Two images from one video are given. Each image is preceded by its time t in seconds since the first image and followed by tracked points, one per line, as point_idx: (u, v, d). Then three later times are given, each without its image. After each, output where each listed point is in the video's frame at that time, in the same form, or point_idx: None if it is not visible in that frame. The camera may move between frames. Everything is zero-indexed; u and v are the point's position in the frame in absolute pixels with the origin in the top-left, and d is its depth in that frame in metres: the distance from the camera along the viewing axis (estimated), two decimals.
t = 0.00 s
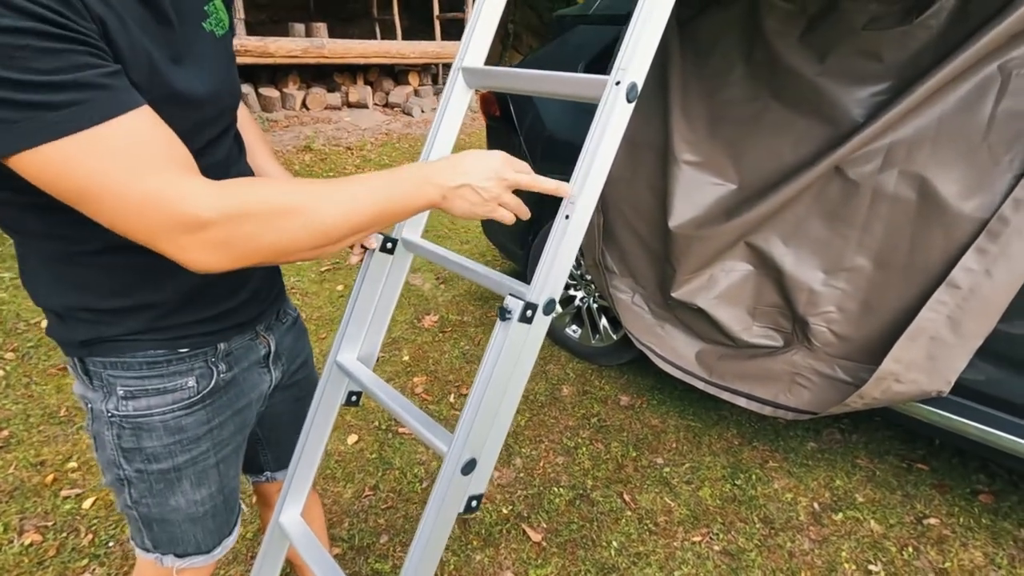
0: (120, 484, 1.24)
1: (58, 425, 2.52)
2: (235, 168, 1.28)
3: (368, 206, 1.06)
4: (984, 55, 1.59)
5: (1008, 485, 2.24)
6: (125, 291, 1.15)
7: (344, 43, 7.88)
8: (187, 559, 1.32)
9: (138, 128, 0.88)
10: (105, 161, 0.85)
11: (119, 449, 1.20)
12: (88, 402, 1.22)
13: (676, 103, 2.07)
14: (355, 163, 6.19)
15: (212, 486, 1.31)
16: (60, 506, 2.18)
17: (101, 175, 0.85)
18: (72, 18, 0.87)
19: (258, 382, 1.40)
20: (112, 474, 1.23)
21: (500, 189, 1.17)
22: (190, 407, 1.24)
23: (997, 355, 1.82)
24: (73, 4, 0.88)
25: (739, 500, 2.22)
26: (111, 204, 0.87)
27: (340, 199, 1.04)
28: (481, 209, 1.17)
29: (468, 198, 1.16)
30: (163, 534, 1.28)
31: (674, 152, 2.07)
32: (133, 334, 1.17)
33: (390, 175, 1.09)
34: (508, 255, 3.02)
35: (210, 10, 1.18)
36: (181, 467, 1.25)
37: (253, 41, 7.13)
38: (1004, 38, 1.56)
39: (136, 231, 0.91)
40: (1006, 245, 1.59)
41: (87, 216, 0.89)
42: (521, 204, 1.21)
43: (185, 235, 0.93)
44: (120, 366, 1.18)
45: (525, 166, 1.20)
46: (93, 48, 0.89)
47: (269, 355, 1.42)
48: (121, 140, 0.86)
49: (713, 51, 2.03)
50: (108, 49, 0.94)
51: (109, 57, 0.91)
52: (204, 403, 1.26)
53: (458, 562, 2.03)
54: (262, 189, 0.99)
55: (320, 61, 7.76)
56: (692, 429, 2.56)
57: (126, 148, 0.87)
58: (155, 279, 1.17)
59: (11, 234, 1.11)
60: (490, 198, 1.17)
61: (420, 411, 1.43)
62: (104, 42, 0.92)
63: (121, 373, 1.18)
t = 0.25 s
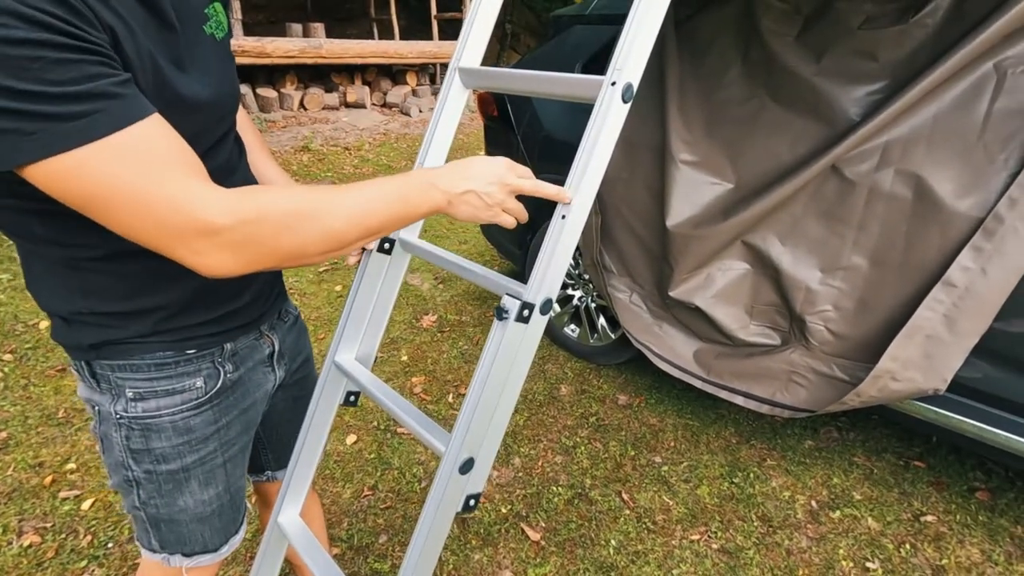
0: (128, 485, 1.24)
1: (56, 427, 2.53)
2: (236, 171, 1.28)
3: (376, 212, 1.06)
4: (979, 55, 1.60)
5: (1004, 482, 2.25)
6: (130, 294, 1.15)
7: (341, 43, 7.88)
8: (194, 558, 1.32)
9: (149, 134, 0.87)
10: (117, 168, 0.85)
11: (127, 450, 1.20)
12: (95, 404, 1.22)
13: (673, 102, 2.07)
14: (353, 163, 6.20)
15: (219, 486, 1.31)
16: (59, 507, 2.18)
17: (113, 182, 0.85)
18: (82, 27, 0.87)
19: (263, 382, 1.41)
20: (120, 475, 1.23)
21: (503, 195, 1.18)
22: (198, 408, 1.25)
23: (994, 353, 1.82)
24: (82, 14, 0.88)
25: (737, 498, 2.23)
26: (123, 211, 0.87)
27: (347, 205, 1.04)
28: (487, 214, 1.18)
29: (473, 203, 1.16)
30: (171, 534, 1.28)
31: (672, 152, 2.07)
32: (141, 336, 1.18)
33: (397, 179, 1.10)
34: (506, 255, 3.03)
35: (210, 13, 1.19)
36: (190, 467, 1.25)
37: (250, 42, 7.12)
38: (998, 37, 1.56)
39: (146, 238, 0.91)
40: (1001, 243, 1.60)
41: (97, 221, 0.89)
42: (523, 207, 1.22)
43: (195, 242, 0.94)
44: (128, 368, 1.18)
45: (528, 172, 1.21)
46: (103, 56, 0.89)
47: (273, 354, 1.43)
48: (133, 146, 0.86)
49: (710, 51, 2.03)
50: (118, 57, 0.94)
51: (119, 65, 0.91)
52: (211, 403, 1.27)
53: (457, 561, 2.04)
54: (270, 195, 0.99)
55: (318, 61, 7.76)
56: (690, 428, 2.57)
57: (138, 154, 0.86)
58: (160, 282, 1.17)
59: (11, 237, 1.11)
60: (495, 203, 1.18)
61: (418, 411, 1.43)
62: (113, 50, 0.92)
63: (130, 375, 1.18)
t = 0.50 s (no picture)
0: (130, 487, 1.24)
1: (55, 428, 2.53)
2: (238, 172, 1.28)
3: (375, 219, 1.07)
4: (978, 53, 1.60)
5: (1003, 481, 2.26)
6: (132, 296, 1.15)
7: (340, 43, 7.88)
8: (196, 558, 1.32)
9: (150, 139, 0.88)
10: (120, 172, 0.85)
11: (130, 452, 1.20)
12: (97, 406, 1.22)
13: (672, 102, 2.07)
14: (352, 163, 6.20)
15: (222, 486, 1.32)
16: (59, 508, 2.18)
17: (116, 187, 0.85)
18: (83, 29, 0.87)
19: (265, 382, 1.41)
20: (122, 477, 1.22)
21: (502, 200, 1.20)
22: (201, 409, 1.25)
23: (993, 352, 1.82)
24: (83, 15, 0.87)
25: (736, 497, 2.24)
26: (125, 217, 0.87)
27: (348, 210, 1.05)
28: (484, 217, 1.19)
29: (472, 207, 1.17)
30: (173, 535, 1.28)
31: (670, 151, 2.07)
32: (144, 338, 1.17)
33: (397, 184, 1.11)
34: (505, 255, 3.03)
35: (213, 15, 1.19)
36: (193, 468, 1.25)
37: (249, 42, 7.12)
38: (996, 35, 1.56)
39: (148, 244, 0.91)
40: (998, 242, 1.60)
41: (99, 227, 0.89)
42: (522, 210, 1.24)
43: (197, 247, 0.94)
44: (131, 370, 1.18)
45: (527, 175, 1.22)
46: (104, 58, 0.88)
47: (275, 354, 1.44)
48: (135, 151, 0.86)
49: (708, 51, 2.04)
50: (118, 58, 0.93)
51: (119, 68, 0.91)
52: (214, 404, 1.27)
53: (457, 561, 2.04)
54: (272, 201, 1.00)
55: (317, 62, 7.76)
56: (689, 427, 2.57)
57: (140, 159, 0.86)
58: (163, 283, 1.17)
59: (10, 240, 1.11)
60: (494, 207, 1.19)
61: (417, 411, 1.43)
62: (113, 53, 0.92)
63: (133, 377, 1.18)
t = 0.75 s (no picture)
0: (127, 489, 1.23)
1: (54, 428, 2.53)
2: (236, 173, 1.28)
3: (368, 225, 1.07)
4: (976, 53, 1.60)
5: (1001, 481, 2.25)
6: (129, 298, 1.15)
7: (340, 44, 7.88)
8: (194, 560, 1.32)
9: (144, 142, 0.88)
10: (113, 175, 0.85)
11: (127, 453, 1.20)
12: (94, 409, 1.21)
13: (670, 102, 2.07)
14: (352, 164, 6.20)
15: (220, 488, 1.32)
16: (58, 508, 2.18)
17: (107, 190, 0.85)
18: (77, 30, 0.86)
19: (263, 383, 1.41)
20: (120, 479, 1.22)
21: (498, 207, 1.18)
22: (198, 411, 1.25)
23: (991, 352, 1.82)
24: (77, 16, 0.87)
25: (734, 497, 2.23)
26: (116, 219, 0.87)
27: (340, 216, 1.05)
28: (479, 223, 1.18)
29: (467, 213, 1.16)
30: (171, 536, 1.28)
31: (669, 151, 2.07)
32: (141, 340, 1.17)
33: (391, 190, 1.10)
34: (504, 255, 3.03)
35: (209, 14, 1.19)
36: (190, 470, 1.25)
37: (249, 42, 7.12)
38: (995, 35, 1.56)
39: (138, 246, 0.91)
40: (996, 242, 1.60)
41: (90, 229, 0.89)
42: (518, 216, 1.22)
43: (187, 250, 0.94)
44: (128, 372, 1.17)
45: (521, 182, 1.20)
46: (98, 60, 0.88)
47: (272, 355, 1.44)
48: (127, 155, 0.86)
49: (707, 51, 2.04)
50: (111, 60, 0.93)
51: (114, 70, 0.91)
52: (212, 406, 1.27)
53: (455, 561, 2.04)
54: (265, 206, 1.00)
55: (317, 62, 7.76)
56: (688, 427, 2.57)
57: (133, 163, 0.86)
58: (160, 284, 1.17)
59: (7, 240, 1.11)
60: (489, 214, 1.18)
61: (414, 411, 1.43)
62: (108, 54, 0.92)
63: (129, 379, 1.18)
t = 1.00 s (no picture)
0: (127, 489, 1.23)
1: (53, 427, 2.53)
2: (236, 171, 1.28)
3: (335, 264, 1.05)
4: (974, 52, 1.60)
5: (1000, 480, 2.26)
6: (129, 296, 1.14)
7: (340, 43, 7.88)
8: (194, 558, 1.32)
9: (119, 167, 0.86)
10: (80, 196, 0.83)
11: (128, 453, 1.20)
12: (93, 408, 1.21)
13: (670, 101, 2.07)
14: (351, 163, 6.20)
15: (220, 486, 1.32)
16: (56, 506, 2.18)
17: (72, 210, 0.83)
18: (69, 45, 0.85)
19: (263, 381, 1.41)
20: (119, 478, 1.22)
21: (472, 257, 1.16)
22: (199, 410, 1.25)
23: (990, 351, 1.82)
24: (70, 29, 0.86)
25: (733, 497, 2.24)
26: (75, 239, 0.85)
27: (308, 253, 1.03)
28: (447, 268, 1.15)
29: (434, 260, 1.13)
30: (170, 536, 1.28)
31: (668, 150, 2.07)
32: (141, 340, 1.17)
33: (365, 231, 1.08)
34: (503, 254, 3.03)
35: (207, 12, 1.17)
36: (191, 469, 1.25)
37: (249, 42, 7.12)
38: (994, 34, 1.57)
39: (94, 265, 0.89)
40: (995, 241, 1.60)
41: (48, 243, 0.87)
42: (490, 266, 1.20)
43: (140, 276, 0.92)
44: (128, 372, 1.17)
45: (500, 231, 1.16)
46: (88, 76, 0.87)
47: (272, 354, 1.44)
48: (100, 180, 0.84)
49: (706, 50, 2.04)
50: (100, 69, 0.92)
51: (103, 90, 0.90)
52: (212, 405, 1.27)
53: (453, 560, 2.04)
54: (232, 239, 0.98)
55: (317, 62, 7.76)
56: (687, 426, 2.57)
57: (101, 187, 0.84)
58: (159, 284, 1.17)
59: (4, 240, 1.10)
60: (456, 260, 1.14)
61: (412, 409, 1.43)
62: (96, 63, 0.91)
63: (130, 378, 1.18)
